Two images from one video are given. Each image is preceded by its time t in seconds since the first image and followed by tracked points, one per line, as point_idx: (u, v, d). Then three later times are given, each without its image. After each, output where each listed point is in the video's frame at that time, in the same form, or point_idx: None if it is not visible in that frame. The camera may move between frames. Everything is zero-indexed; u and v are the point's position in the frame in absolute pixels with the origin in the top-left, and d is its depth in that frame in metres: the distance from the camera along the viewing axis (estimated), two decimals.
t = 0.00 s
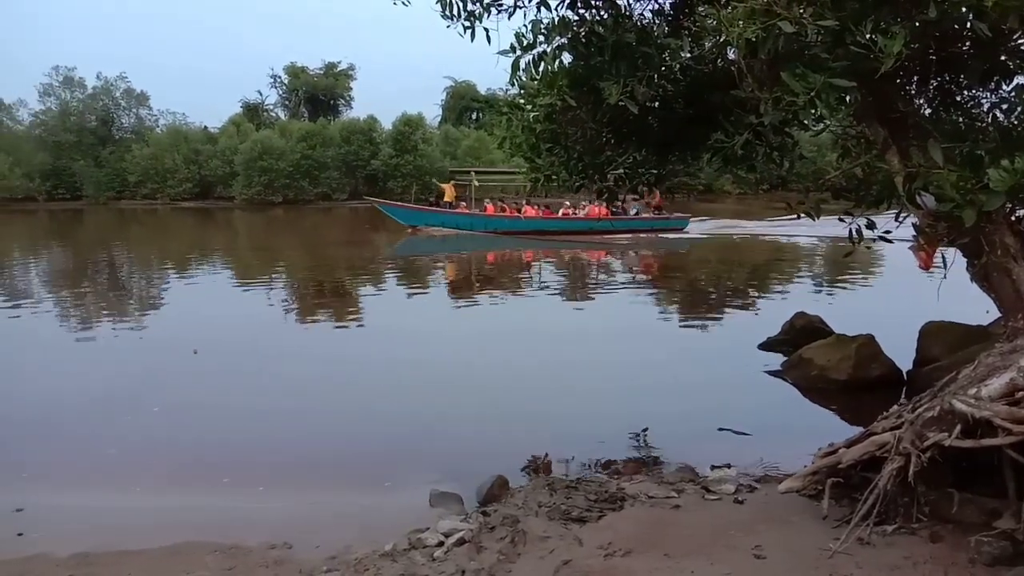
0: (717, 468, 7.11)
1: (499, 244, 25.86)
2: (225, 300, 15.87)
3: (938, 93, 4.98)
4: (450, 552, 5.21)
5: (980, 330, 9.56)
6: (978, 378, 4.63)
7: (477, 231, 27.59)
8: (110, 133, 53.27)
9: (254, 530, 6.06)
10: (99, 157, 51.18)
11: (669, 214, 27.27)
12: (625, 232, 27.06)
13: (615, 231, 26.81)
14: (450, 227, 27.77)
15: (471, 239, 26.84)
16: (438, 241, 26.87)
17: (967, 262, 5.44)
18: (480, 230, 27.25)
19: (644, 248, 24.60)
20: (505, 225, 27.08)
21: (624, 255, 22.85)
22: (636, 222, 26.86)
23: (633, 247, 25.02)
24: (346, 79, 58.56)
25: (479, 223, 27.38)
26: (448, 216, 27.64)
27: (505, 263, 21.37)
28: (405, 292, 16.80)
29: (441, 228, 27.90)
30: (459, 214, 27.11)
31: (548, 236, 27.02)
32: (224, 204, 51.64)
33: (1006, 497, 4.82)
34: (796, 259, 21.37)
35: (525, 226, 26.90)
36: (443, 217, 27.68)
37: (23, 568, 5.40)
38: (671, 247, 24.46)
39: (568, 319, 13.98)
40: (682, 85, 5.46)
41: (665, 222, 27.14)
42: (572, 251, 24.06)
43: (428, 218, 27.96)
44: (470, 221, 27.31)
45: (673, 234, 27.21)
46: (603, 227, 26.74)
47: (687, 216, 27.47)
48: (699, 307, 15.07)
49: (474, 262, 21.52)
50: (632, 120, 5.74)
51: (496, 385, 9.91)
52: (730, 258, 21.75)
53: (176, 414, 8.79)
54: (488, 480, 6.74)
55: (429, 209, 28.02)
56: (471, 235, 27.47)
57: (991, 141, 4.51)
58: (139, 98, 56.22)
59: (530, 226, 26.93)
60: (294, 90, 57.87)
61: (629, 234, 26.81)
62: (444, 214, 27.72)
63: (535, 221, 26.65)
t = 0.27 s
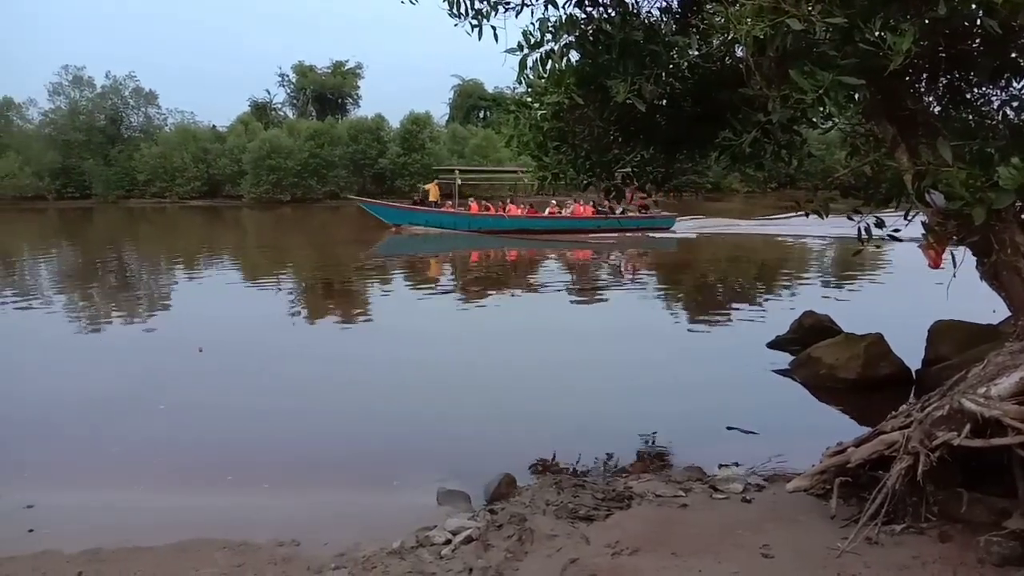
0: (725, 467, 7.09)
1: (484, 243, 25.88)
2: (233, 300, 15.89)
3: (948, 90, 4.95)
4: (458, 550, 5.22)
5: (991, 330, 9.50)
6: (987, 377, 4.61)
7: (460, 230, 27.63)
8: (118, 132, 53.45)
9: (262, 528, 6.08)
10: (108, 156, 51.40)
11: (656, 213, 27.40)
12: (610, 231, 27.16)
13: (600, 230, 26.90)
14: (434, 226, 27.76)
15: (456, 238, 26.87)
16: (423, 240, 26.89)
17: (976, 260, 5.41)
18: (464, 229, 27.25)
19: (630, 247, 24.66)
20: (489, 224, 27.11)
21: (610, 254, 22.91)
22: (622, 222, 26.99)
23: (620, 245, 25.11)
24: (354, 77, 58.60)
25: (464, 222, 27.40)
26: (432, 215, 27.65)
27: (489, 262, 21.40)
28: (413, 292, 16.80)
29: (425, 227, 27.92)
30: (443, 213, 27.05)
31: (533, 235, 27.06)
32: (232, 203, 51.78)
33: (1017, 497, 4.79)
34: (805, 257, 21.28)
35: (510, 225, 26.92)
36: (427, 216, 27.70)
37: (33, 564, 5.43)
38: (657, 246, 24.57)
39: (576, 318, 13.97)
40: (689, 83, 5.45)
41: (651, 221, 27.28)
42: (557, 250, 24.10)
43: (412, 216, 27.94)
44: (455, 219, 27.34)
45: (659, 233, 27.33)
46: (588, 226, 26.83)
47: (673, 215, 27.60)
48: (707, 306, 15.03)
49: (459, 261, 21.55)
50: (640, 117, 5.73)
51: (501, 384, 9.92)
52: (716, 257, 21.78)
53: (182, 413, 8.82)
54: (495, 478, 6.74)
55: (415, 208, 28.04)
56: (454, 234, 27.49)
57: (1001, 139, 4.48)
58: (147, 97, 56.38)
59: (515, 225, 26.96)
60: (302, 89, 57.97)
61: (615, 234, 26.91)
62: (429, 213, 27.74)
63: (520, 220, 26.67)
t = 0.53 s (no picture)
0: (735, 470, 7.07)
1: (471, 244, 25.97)
2: (245, 300, 15.95)
3: (962, 92, 4.92)
4: (467, 551, 5.22)
5: (1004, 333, 9.44)
6: (1000, 381, 4.60)
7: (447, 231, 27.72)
8: (132, 132, 53.81)
9: (272, 528, 6.10)
10: (121, 157, 51.74)
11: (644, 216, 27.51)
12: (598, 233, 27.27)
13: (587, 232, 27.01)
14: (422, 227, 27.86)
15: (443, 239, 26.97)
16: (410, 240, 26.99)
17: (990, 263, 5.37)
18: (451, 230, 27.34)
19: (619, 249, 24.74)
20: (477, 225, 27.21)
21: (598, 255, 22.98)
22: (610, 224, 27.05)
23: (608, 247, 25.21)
24: (365, 78, 58.69)
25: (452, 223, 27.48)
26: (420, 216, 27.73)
27: (476, 263, 21.47)
28: (424, 293, 16.85)
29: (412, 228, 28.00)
30: (430, 213, 27.07)
31: (520, 236, 27.15)
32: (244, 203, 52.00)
33: None
34: (817, 259, 21.17)
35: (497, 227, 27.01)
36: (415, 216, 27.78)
37: (47, 561, 5.47)
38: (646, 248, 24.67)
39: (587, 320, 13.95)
40: (701, 84, 5.45)
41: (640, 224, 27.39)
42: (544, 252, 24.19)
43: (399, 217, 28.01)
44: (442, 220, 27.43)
45: (648, 235, 27.43)
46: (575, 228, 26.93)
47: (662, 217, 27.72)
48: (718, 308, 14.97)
49: (448, 262, 21.62)
50: (651, 119, 5.73)
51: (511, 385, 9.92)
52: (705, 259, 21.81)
53: (192, 413, 8.88)
54: (505, 480, 6.74)
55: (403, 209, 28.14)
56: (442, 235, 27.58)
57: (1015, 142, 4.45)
58: (161, 98, 56.73)
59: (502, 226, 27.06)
60: (314, 90, 58.13)
61: (602, 236, 27.02)
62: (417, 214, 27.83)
63: (506, 222, 26.76)
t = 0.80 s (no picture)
0: (749, 473, 7.04)
1: (462, 246, 26.04)
2: (260, 301, 16.02)
3: (980, 95, 4.88)
4: (480, 553, 5.23)
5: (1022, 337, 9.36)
6: (1018, 387, 4.57)
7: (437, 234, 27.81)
8: (149, 133, 54.22)
9: (288, 528, 6.14)
10: (138, 158, 52.23)
11: (636, 218, 27.59)
12: (588, 236, 27.35)
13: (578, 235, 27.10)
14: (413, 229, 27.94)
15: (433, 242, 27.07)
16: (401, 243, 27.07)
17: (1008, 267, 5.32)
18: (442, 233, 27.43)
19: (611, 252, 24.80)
20: (466, 228, 27.30)
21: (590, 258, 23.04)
22: (603, 226, 27.13)
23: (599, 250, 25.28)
24: (380, 80, 58.91)
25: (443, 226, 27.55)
26: (411, 218, 27.83)
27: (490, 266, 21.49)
28: (438, 295, 16.88)
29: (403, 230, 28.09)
30: (420, 216, 27.37)
31: (510, 239, 27.22)
32: (259, 205, 52.35)
33: None
34: (832, 262, 21.07)
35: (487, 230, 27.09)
36: (405, 219, 27.88)
37: (63, 559, 5.52)
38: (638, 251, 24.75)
39: (600, 322, 13.94)
40: (716, 86, 5.44)
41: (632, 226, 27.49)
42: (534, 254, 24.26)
43: (388, 219, 28.11)
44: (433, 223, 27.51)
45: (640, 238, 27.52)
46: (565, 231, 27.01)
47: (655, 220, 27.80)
48: (732, 311, 14.93)
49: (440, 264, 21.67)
50: (666, 121, 5.73)
51: (525, 387, 9.93)
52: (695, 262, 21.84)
53: (207, 413, 8.95)
54: (518, 482, 6.75)
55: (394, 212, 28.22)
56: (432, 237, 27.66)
57: None
58: (178, 100, 57.13)
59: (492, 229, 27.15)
60: (330, 92, 58.40)
61: (594, 239, 27.10)
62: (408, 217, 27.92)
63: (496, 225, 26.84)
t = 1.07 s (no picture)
0: (766, 478, 7.00)
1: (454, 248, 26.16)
2: (277, 304, 16.09)
3: (1001, 96, 4.84)
4: (496, 555, 5.23)
5: None
6: None
7: (429, 236, 27.92)
8: (167, 136, 54.69)
9: (304, 528, 6.17)
10: (157, 161, 52.73)
11: (628, 221, 27.69)
12: (580, 239, 27.47)
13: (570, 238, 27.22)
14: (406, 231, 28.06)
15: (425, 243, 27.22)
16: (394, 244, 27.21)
17: None
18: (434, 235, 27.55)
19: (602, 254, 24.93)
20: (458, 230, 27.42)
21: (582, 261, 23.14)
22: (595, 229, 27.14)
23: (590, 252, 25.41)
24: (397, 83, 59.16)
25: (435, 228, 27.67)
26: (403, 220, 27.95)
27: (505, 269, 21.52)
28: (454, 298, 16.92)
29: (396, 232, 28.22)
30: (412, 218, 27.50)
31: (501, 241, 27.34)
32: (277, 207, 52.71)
33: None
34: (850, 265, 20.93)
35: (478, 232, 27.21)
36: (398, 221, 28.00)
37: (83, 557, 5.57)
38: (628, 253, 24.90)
39: (615, 326, 13.91)
40: (733, 88, 5.42)
41: (624, 230, 27.62)
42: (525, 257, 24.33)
43: (381, 221, 28.26)
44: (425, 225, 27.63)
45: (632, 241, 27.64)
46: (556, 233, 27.13)
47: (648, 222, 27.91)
48: (749, 315, 14.85)
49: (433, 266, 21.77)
50: (682, 123, 5.72)
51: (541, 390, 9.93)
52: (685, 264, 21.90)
53: (224, 414, 9.01)
54: (533, 484, 6.74)
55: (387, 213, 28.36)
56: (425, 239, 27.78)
57: None
58: (196, 103, 57.59)
59: (484, 231, 27.26)
60: (346, 95, 58.70)
61: (585, 242, 27.22)
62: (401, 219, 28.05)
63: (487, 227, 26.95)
